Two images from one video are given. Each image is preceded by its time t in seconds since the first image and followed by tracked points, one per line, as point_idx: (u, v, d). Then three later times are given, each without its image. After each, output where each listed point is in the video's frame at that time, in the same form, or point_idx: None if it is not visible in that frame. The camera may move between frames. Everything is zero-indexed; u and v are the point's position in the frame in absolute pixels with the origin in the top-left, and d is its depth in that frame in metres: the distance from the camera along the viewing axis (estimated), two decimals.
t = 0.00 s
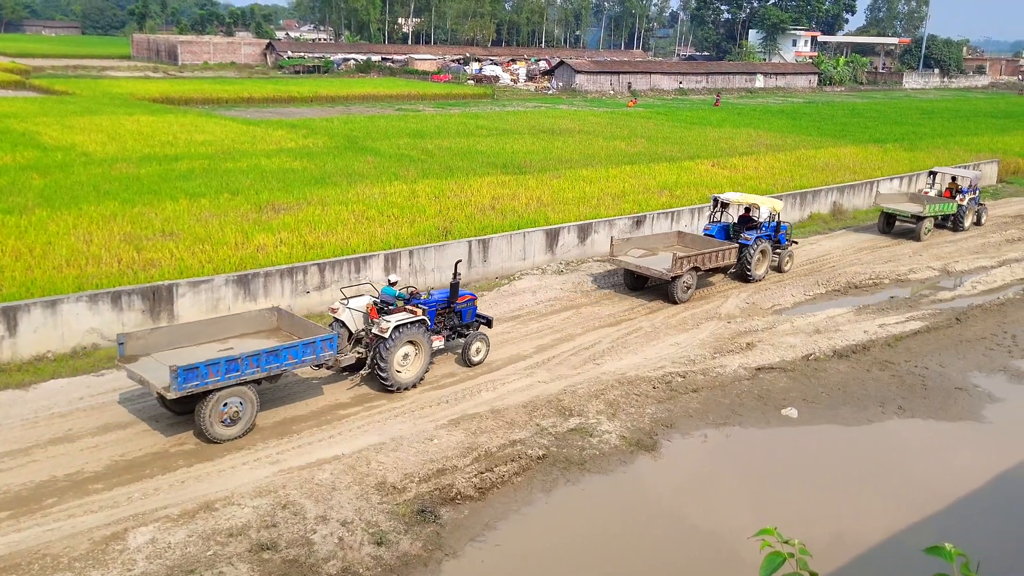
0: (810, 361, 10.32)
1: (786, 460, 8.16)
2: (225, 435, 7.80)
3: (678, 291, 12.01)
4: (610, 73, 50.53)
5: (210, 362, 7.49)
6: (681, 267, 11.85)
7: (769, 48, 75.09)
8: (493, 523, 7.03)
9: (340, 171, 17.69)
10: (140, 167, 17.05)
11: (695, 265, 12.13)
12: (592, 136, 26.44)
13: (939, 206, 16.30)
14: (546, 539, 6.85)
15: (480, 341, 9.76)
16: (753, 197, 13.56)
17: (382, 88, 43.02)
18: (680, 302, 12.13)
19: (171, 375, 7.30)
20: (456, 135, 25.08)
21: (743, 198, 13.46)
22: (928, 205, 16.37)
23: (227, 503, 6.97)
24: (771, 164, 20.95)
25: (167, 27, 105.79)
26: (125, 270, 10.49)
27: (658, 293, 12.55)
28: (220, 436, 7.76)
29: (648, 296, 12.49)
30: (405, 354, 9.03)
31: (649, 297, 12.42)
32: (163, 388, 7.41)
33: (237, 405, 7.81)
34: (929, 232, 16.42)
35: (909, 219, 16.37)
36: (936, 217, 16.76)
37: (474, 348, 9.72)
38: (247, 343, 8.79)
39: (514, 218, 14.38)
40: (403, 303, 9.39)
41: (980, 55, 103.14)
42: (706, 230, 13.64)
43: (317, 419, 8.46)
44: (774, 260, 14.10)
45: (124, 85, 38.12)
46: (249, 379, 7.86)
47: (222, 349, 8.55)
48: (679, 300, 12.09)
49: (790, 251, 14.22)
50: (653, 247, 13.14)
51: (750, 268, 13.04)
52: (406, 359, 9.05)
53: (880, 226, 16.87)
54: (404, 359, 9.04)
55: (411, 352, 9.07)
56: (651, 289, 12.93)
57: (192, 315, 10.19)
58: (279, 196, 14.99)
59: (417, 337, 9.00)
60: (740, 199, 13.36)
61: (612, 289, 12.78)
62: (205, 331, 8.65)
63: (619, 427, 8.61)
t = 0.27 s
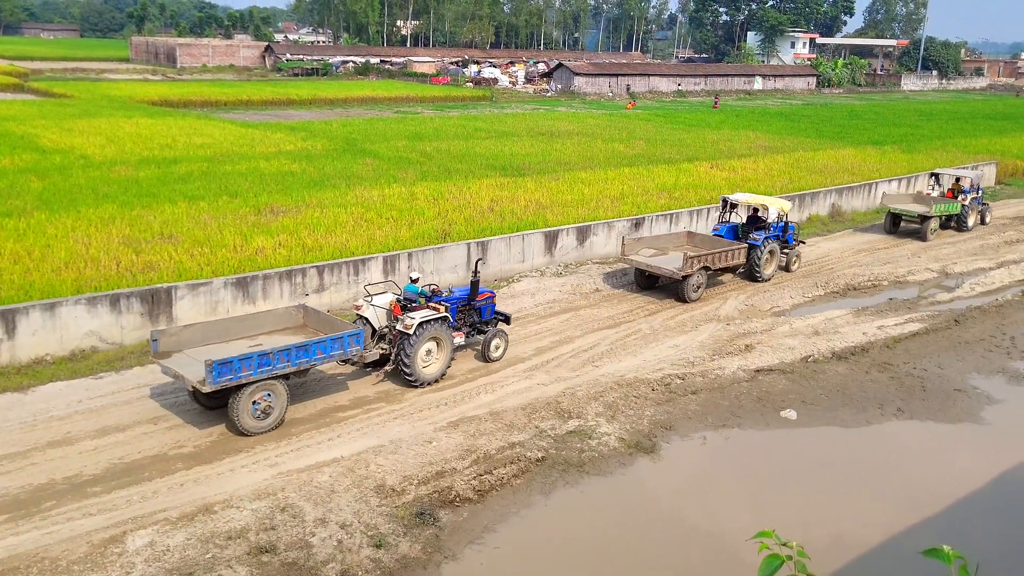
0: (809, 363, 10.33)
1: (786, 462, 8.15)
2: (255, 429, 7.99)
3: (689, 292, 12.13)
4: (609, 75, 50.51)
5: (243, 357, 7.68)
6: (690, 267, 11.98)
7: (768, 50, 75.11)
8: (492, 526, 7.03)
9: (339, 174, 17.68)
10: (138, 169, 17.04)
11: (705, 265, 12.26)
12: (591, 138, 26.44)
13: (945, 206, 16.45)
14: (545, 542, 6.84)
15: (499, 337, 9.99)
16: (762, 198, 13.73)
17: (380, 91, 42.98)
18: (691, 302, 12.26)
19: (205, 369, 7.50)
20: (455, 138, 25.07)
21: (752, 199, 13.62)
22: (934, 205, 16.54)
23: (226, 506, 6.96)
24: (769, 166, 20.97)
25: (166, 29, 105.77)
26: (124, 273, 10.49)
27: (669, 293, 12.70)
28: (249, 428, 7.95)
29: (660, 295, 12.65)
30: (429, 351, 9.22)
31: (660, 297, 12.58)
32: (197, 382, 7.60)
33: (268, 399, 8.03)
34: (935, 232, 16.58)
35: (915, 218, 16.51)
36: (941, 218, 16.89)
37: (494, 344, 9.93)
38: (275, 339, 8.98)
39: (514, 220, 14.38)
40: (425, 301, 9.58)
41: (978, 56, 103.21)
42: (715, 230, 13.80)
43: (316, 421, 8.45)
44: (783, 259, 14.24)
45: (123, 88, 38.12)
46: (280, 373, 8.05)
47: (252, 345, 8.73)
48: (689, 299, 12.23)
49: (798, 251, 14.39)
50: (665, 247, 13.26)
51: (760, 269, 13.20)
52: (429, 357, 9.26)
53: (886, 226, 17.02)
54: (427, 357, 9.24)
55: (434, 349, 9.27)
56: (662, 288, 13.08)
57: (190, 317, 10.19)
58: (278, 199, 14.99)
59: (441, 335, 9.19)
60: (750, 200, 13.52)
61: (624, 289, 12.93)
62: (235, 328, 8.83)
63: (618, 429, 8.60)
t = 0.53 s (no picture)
0: (810, 366, 10.32)
1: (786, 465, 8.14)
2: (283, 419, 8.14)
3: (701, 291, 12.28)
4: (610, 77, 50.51)
5: (277, 352, 7.90)
6: (702, 267, 12.13)
7: (768, 53, 75.11)
8: (493, 529, 7.02)
9: (340, 177, 17.69)
10: (139, 172, 17.05)
11: (717, 265, 12.42)
12: (591, 141, 26.45)
13: (953, 207, 16.59)
14: (546, 545, 6.84)
15: (519, 334, 10.19)
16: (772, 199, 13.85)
17: (381, 94, 42.99)
18: (703, 301, 12.42)
19: (242, 364, 7.71)
20: (456, 141, 25.09)
21: (762, 200, 13.72)
22: (942, 205, 16.69)
23: (226, 509, 6.96)
24: (770, 168, 20.99)
25: (167, 33, 105.84)
26: (124, 276, 10.49)
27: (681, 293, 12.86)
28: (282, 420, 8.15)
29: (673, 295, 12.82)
30: (452, 347, 9.44)
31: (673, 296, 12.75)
32: (234, 377, 7.81)
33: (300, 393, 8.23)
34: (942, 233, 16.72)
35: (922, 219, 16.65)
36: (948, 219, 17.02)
37: (514, 341, 10.14)
38: (304, 336, 9.15)
39: (514, 223, 14.38)
40: (448, 299, 9.75)
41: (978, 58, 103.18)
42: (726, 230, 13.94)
43: (316, 424, 8.45)
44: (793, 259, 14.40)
45: (124, 91, 38.14)
46: (313, 368, 8.26)
47: (283, 341, 8.89)
48: (701, 299, 12.38)
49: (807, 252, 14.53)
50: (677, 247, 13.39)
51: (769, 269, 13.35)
52: (452, 354, 9.47)
53: (895, 227, 17.15)
54: (451, 353, 9.46)
55: (457, 345, 9.49)
56: (674, 287, 13.25)
57: (191, 320, 10.20)
58: (279, 202, 15.00)
59: (464, 331, 9.40)
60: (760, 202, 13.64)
61: (637, 288, 13.09)
62: (265, 324, 8.97)
63: (619, 431, 8.60)
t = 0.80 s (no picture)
0: (811, 368, 10.32)
1: (788, 467, 8.14)
2: (309, 409, 8.30)
3: (714, 290, 12.43)
4: (611, 80, 50.52)
5: (311, 347, 8.11)
6: (715, 266, 12.28)
7: (769, 55, 75.10)
8: (494, 531, 7.02)
9: (341, 180, 17.70)
10: (140, 176, 17.07)
11: (730, 264, 12.57)
12: (592, 143, 26.45)
13: (961, 208, 16.68)
14: (548, 548, 6.83)
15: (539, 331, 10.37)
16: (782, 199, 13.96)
17: (382, 96, 43.03)
18: (715, 300, 12.58)
19: (277, 359, 7.91)
20: (457, 143, 25.10)
21: (772, 201, 13.83)
22: (950, 206, 16.82)
23: (228, 512, 6.96)
24: (771, 170, 20.99)
25: (168, 36, 105.99)
26: (126, 279, 10.51)
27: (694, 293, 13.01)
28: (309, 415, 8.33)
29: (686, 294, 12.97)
30: (475, 343, 9.63)
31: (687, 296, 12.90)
32: (269, 372, 8.01)
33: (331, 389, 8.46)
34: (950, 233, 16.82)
35: (931, 220, 16.77)
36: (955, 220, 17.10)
37: (534, 337, 10.30)
38: (332, 333, 9.34)
39: (515, 226, 14.39)
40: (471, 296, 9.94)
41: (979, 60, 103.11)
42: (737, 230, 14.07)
43: (317, 427, 8.45)
44: (802, 259, 14.56)
45: (126, 94, 38.14)
46: (343, 364, 8.47)
47: (312, 338, 9.10)
48: (714, 297, 12.54)
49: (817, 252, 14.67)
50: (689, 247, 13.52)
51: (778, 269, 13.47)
52: (475, 349, 9.66)
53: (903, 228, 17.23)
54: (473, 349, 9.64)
55: (480, 341, 9.68)
56: (686, 286, 13.41)
57: (193, 323, 10.21)
58: (280, 204, 15.02)
59: (486, 328, 9.59)
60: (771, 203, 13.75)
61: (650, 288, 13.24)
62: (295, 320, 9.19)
63: (620, 434, 8.60)
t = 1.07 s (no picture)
0: (814, 370, 10.31)
1: (791, 470, 8.13)
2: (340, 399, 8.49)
3: (728, 289, 12.61)
4: (613, 82, 50.54)
5: (343, 344, 8.31)
6: (729, 265, 12.44)
7: (772, 56, 75.09)
8: (497, 533, 7.02)
9: (343, 182, 17.72)
10: (143, 178, 17.09)
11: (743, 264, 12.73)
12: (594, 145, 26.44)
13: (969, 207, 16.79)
14: (550, 550, 6.83)
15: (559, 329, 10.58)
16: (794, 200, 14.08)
17: (385, 99, 43.06)
18: (728, 299, 12.74)
19: (311, 355, 8.13)
20: (459, 145, 25.12)
21: (784, 201, 13.94)
22: (959, 206, 16.92)
23: (230, 514, 6.96)
24: (774, 172, 20.99)
25: (171, 38, 106.19)
26: (128, 281, 10.52)
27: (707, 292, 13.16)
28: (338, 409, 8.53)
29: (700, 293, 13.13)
30: (498, 339, 9.84)
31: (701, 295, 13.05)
32: (303, 368, 8.22)
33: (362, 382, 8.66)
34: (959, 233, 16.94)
35: (939, 220, 16.88)
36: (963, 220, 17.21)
37: (554, 335, 10.51)
38: (360, 329, 9.58)
39: (517, 227, 14.40)
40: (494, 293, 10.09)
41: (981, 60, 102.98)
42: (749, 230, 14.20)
43: (320, 429, 8.46)
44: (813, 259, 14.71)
45: (128, 97, 38.23)
46: (374, 359, 8.67)
47: (341, 334, 9.36)
48: (728, 296, 12.71)
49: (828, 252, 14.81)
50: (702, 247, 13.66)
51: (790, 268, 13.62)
52: (498, 345, 9.87)
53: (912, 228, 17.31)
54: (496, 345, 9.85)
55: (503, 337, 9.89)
56: (699, 285, 13.60)
57: (195, 325, 10.22)
58: (283, 207, 15.04)
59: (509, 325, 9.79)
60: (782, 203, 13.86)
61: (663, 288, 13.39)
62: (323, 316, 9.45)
63: (623, 436, 8.60)
